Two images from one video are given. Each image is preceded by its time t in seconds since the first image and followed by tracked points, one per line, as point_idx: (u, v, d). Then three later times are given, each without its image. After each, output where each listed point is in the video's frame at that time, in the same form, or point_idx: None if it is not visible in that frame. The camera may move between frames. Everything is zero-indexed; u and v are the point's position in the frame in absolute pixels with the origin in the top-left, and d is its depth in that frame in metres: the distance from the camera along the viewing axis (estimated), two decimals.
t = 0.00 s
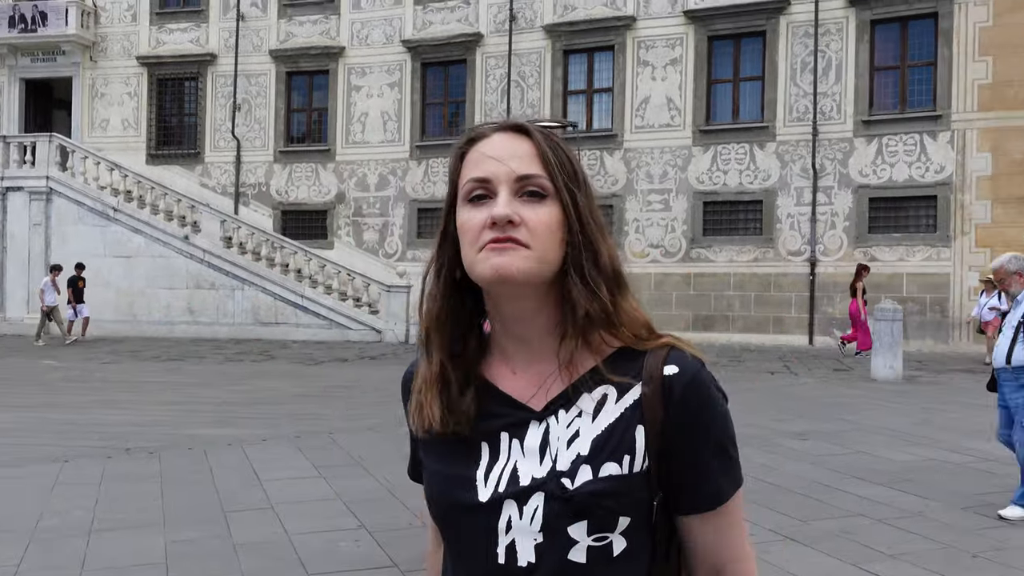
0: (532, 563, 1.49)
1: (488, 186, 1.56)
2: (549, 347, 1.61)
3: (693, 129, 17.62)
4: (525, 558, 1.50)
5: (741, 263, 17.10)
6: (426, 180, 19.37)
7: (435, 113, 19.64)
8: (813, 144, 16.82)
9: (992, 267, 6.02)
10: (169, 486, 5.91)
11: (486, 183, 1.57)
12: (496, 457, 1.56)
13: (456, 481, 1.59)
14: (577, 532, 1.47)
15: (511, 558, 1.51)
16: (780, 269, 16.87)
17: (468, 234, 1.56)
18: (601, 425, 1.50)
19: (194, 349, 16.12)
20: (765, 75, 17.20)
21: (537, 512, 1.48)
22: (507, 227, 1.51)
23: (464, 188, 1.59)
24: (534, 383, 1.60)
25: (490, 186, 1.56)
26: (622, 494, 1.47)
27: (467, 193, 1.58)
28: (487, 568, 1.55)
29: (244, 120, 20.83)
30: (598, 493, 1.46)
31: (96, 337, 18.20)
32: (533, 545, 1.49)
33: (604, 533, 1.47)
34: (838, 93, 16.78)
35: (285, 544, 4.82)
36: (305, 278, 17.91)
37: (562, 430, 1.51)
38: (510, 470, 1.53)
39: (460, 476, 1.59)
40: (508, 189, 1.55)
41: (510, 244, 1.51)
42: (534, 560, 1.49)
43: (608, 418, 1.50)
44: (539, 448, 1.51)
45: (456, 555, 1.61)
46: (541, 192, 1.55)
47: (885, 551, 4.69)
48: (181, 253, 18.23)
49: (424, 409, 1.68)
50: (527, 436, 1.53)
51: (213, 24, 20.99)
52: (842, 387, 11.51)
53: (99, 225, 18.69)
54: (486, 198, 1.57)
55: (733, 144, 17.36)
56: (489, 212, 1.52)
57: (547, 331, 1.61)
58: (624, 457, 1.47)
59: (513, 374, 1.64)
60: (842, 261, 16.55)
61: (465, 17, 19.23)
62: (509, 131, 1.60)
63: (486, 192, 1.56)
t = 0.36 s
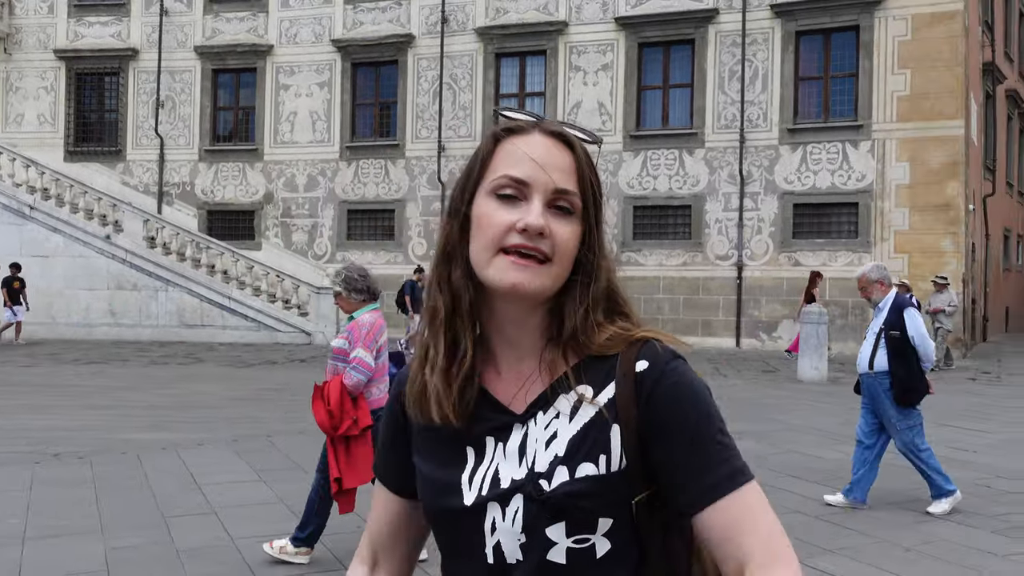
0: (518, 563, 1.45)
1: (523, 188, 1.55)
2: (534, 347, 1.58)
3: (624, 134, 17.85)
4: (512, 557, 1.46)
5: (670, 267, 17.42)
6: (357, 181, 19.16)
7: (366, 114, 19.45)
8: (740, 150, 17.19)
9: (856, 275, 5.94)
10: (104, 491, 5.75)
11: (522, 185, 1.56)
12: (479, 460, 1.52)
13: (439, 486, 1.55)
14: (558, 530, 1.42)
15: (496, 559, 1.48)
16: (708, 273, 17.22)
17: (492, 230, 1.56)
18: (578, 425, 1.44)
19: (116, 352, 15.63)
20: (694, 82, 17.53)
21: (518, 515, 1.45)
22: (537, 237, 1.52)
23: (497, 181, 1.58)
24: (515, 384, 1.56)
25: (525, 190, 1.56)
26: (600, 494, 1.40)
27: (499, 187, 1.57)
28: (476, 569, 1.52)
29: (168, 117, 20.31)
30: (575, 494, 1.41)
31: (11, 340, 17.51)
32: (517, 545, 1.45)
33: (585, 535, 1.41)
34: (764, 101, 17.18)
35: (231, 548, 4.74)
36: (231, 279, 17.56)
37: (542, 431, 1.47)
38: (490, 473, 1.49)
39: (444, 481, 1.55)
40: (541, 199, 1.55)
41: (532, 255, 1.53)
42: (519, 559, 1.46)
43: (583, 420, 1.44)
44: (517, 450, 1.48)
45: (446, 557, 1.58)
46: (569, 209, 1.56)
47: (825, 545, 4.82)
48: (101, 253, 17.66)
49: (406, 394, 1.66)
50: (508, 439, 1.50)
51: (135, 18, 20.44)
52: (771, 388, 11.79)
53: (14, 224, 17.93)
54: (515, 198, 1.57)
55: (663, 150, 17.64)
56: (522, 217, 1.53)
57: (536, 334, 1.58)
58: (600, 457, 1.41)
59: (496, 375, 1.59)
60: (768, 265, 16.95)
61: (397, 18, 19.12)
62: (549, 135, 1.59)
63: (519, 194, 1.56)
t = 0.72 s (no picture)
0: (499, 549, 1.37)
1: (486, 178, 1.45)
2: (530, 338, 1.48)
3: (595, 122, 17.90)
4: (492, 542, 1.38)
5: (643, 255, 17.59)
6: (328, 169, 19.06)
7: (336, 102, 19.32)
8: (711, 139, 17.33)
9: (776, 258, 6.10)
10: (89, 482, 5.70)
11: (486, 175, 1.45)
12: (471, 446, 1.46)
13: (429, 474, 1.50)
14: (539, 515, 1.34)
15: (479, 544, 1.40)
16: (680, 260, 17.40)
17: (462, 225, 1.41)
18: (564, 406, 1.38)
19: (86, 342, 15.45)
20: (664, 71, 17.62)
21: (500, 497, 1.37)
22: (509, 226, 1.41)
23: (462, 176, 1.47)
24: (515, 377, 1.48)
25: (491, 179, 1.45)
26: (583, 476, 1.32)
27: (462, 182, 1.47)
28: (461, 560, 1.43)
29: (134, 104, 20.04)
30: (556, 475, 1.33)
31: None
32: (498, 529, 1.37)
33: (568, 521, 1.33)
34: (734, 90, 17.32)
35: (222, 537, 4.73)
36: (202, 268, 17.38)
37: (530, 413, 1.41)
38: (479, 460, 1.43)
39: (430, 466, 1.50)
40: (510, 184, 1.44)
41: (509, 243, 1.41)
42: (500, 543, 1.37)
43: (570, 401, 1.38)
44: (506, 433, 1.42)
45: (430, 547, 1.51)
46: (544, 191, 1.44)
47: (811, 529, 4.92)
48: (69, 242, 17.44)
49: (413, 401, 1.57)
50: (499, 426, 1.45)
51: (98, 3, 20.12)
52: (746, 374, 11.96)
53: None
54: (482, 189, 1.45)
55: (634, 138, 17.75)
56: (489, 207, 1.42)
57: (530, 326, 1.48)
58: (583, 439, 1.33)
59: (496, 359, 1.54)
60: (739, 252, 17.14)
61: (366, 4, 19.00)
62: (512, 118, 1.49)
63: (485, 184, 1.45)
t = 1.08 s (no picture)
0: (548, 556, 1.42)
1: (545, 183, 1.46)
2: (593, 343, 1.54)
3: (639, 115, 17.82)
4: (542, 550, 1.43)
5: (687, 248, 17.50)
6: (371, 164, 19.21)
7: (380, 96, 19.43)
8: (757, 130, 17.17)
9: (771, 249, 6.12)
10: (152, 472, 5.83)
11: (544, 179, 1.46)
12: (529, 453, 1.53)
13: (486, 475, 1.57)
14: (588, 524, 1.38)
15: (529, 551, 1.46)
16: (725, 253, 17.30)
17: (523, 237, 1.47)
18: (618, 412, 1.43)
19: (138, 335, 15.73)
20: (709, 62, 17.48)
21: (549, 504, 1.43)
22: (572, 234, 1.43)
23: (519, 181, 1.48)
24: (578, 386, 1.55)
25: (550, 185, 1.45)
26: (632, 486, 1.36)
27: (519, 187, 1.48)
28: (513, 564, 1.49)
29: (182, 100, 20.30)
30: (604, 482, 1.37)
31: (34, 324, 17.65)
32: (547, 536, 1.43)
33: (621, 532, 1.36)
34: (779, 80, 17.15)
35: (285, 528, 4.82)
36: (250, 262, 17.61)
37: (584, 417, 1.47)
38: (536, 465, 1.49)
39: (486, 469, 1.58)
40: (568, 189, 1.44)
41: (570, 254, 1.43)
42: (548, 552, 1.43)
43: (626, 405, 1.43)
44: (559, 437, 1.48)
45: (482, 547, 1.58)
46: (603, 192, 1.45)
47: (873, 525, 4.90)
48: (119, 236, 17.76)
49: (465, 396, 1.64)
50: (557, 430, 1.51)
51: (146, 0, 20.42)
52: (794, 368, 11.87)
53: (33, 207, 18.05)
54: (542, 194, 1.47)
55: (678, 131, 17.65)
56: (551, 216, 1.43)
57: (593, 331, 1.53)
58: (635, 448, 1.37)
59: (559, 365, 1.61)
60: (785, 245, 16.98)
61: None
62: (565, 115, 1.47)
63: (544, 188, 1.46)
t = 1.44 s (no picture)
0: None
1: (644, 155, 1.40)
2: (682, 340, 1.46)
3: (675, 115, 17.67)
4: None
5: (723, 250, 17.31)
6: (405, 164, 19.21)
7: (414, 96, 19.41)
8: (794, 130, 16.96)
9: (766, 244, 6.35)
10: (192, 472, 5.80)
11: (643, 151, 1.40)
12: (607, 469, 1.41)
13: (557, 491, 1.45)
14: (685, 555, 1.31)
15: None
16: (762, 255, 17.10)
17: (612, 208, 1.43)
18: (721, 430, 1.34)
19: (172, 333, 15.82)
20: (747, 61, 17.29)
21: (640, 530, 1.34)
22: (663, 211, 1.37)
23: (617, 150, 1.43)
24: (659, 381, 1.45)
25: (648, 156, 1.40)
26: (737, 514, 1.29)
27: (616, 156, 1.43)
28: None
29: (218, 100, 20.43)
30: (708, 510, 1.30)
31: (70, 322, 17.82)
32: (635, 566, 1.34)
33: (722, 565, 1.29)
34: (818, 80, 16.94)
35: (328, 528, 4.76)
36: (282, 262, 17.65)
37: (679, 434, 1.36)
38: (618, 483, 1.38)
39: (556, 484, 1.46)
40: (667, 163, 1.38)
41: (660, 231, 1.37)
42: None
43: (729, 422, 1.34)
44: (647, 454, 1.38)
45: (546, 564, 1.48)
46: (707, 168, 1.38)
47: (926, 533, 4.75)
48: (154, 235, 17.88)
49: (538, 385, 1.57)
50: (643, 446, 1.39)
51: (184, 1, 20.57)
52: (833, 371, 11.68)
53: (70, 206, 18.25)
54: (639, 165, 1.41)
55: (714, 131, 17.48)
56: (643, 189, 1.38)
57: (686, 324, 1.45)
58: (743, 470, 1.30)
59: (635, 360, 1.50)
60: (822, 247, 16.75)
61: None
62: (679, 85, 1.41)
63: (641, 161, 1.40)
